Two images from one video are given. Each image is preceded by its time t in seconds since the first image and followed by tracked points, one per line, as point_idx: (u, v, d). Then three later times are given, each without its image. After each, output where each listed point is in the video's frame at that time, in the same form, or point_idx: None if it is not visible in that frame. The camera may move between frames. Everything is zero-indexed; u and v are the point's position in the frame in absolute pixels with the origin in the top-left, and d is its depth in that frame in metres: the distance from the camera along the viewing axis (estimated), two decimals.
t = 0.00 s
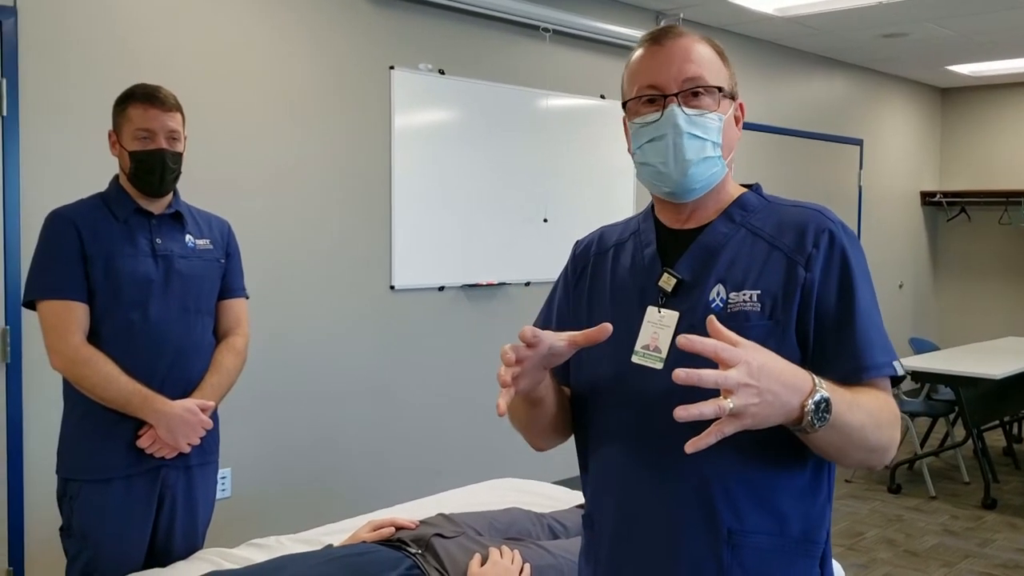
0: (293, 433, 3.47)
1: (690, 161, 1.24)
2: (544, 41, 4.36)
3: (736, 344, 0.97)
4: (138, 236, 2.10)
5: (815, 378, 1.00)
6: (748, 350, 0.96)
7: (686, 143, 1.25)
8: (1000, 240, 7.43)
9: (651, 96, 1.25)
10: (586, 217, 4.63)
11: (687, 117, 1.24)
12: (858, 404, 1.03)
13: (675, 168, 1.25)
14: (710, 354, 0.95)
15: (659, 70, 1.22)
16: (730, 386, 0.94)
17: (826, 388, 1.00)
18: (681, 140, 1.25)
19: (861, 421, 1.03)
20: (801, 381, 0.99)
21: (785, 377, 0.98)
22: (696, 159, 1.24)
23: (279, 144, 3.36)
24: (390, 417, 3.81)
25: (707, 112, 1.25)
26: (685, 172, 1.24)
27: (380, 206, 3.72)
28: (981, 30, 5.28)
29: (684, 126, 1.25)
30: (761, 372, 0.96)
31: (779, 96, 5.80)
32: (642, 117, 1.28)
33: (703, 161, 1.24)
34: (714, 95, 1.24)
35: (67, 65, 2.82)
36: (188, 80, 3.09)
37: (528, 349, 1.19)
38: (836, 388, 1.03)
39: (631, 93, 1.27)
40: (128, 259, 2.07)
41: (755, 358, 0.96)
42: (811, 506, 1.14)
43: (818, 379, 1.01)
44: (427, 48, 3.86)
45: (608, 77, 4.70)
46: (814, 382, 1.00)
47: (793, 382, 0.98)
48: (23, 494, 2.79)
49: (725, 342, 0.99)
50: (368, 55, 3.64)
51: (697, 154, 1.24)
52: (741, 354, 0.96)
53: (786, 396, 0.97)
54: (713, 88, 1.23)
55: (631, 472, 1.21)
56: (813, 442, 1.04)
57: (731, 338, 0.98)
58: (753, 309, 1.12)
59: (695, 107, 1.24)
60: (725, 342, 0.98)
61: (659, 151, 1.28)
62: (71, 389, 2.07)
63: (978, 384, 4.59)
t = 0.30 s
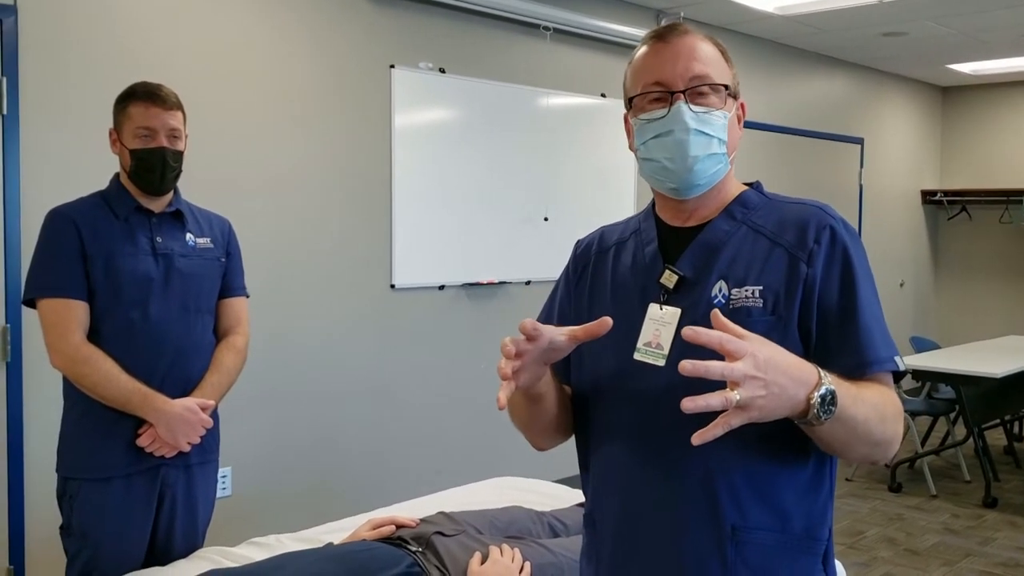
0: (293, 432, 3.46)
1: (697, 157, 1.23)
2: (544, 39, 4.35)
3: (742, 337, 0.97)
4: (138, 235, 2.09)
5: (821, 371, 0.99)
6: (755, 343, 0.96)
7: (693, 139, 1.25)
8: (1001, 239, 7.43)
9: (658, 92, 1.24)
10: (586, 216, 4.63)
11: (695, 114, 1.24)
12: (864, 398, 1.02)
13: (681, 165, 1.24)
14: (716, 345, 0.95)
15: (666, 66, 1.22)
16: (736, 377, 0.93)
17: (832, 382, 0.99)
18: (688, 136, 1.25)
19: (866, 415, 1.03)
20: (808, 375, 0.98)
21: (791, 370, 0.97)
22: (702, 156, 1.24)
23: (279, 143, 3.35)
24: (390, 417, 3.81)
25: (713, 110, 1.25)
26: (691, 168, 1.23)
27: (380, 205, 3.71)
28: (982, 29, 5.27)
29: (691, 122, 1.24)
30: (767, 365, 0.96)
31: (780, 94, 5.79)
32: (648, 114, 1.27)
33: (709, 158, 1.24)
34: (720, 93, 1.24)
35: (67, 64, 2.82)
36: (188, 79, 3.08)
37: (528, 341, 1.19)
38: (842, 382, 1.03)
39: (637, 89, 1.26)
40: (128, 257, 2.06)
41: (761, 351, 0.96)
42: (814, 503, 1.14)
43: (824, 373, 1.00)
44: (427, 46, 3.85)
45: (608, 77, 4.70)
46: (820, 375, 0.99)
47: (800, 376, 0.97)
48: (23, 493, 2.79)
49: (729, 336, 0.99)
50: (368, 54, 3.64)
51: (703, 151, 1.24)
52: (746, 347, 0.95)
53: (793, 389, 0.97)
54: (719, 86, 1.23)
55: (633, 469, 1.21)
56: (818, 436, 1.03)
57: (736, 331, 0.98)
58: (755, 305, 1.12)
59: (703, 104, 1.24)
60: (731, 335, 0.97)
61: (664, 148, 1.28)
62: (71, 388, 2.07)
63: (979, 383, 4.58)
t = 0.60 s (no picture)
0: (293, 431, 3.46)
1: (700, 155, 1.23)
2: (543, 38, 4.35)
3: (737, 341, 0.97)
4: (138, 235, 2.09)
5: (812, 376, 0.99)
6: (749, 346, 0.96)
7: (696, 138, 1.25)
8: (1000, 238, 7.43)
9: (662, 89, 1.24)
10: (586, 215, 4.63)
11: (699, 112, 1.24)
12: (857, 402, 1.02)
13: (683, 163, 1.24)
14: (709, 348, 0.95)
15: (670, 63, 1.22)
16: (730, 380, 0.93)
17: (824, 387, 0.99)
18: (692, 135, 1.25)
19: (861, 418, 1.02)
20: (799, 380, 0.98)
21: (783, 375, 0.97)
22: (705, 154, 1.24)
23: (278, 143, 3.35)
24: (390, 416, 3.81)
25: (717, 109, 1.25)
26: (693, 166, 1.23)
27: (379, 204, 3.71)
28: (982, 28, 5.27)
29: (695, 121, 1.24)
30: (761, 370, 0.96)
31: (779, 94, 5.79)
32: (652, 110, 1.28)
33: (712, 156, 1.24)
34: (725, 92, 1.24)
35: (66, 63, 2.81)
36: (186, 78, 3.08)
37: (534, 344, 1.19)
38: (836, 386, 1.02)
39: (641, 85, 1.26)
40: (127, 257, 2.06)
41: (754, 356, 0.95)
42: (815, 503, 1.14)
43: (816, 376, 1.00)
44: (426, 45, 3.85)
45: (608, 76, 4.70)
46: (811, 381, 0.99)
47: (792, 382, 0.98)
48: (23, 493, 2.79)
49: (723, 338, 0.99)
50: (367, 53, 3.64)
51: (706, 149, 1.24)
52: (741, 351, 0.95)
53: (784, 394, 0.97)
54: (724, 85, 1.23)
55: (634, 470, 1.21)
56: (814, 440, 1.03)
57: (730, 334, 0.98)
58: (757, 306, 1.12)
59: (706, 103, 1.24)
60: (725, 338, 0.97)
61: (668, 145, 1.27)
62: (70, 387, 2.07)
63: (978, 382, 4.59)
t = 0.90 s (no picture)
0: (293, 431, 3.46)
1: (705, 153, 1.23)
2: (543, 38, 4.34)
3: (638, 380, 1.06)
4: (139, 234, 2.09)
5: (718, 405, 1.06)
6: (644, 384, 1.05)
7: (702, 135, 1.24)
8: (1000, 237, 7.42)
9: (669, 86, 1.24)
10: (586, 215, 4.63)
11: (705, 110, 1.24)
12: (782, 422, 1.04)
13: (688, 160, 1.25)
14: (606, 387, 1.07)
15: (678, 60, 1.22)
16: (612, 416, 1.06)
17: (728, 416, 1.05)
18: (698, 132, 1.24)
19: (790, 438, 1.04)
20: (698, 412, 1.05)
21: (681, 408, 1.05)
22: (711, 152, 1.23)
23: (279, 143, 3.35)
24: (390, 416, 3.81)
25: (724, 107, 1.25)
26: (698, 164, 1.23)
27: (380, 204, 3.71)
28: (982, 27, 5.26)
29: (702, 118, 1.24)
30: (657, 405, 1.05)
31: (780, 93, 5.79)
32: (659, 107, 1.27)
33: (717, 155, 1.24)
34: (733, 91, 1.24)
35: (66, 64, 2.81)
36: (186, 78, 3.08)
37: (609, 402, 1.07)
38: (753, 412, 1.05)
39: (649, 81, 1.26)
40: (129, 256, 2.06)
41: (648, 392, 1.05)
42: (817, 504, 1.14)
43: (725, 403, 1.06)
44: (426, 45, 3.84)
45: (608, 75, 4.70)
46: (716, 411, 1.05)
47: (690, 414, 1.05)
48: (23, 493, 2.79)
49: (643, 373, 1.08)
50: (367, 52, 3.63)
51: (712, 147, 1.24)
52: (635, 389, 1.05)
53: (679, 428, 1.05)
54: (732, 84, 1.23)
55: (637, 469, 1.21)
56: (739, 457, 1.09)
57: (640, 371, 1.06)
58: (759, 306, 1.11)
59: (713, 101, 1.24)
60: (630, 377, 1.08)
61: (673, 142, 1.27)
62: (71, 387, 2.07)
63: (978, 381, 4.59)
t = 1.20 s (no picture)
0: (293, 431, 3.46)
1: (707, 153, 1.23)
2: (543, 37, 4.35)
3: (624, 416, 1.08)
4: (140, 234, 2.09)
5: (712, 415, 1.07)
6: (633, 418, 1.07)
7: (703, 135, 1.25)
8: (1000, 236, 7.43)
9: (671, 85, 1.24)
10: (586, 214, 4.64)
11: (707, 109, 1.24)
12: (778, 432, 1.05)
13: (690, 160, 1.25)
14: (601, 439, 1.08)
15: (681, 58, 1.22)
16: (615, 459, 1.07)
17: (722, 427, 1.06)
18: (699, 132, 1.25)
19: (786, 447, 1.04)
20: (690, 424, 1.07)
21: (674, 427, 1.07)
22: (712, 152, 1.24)
23: (278, 142, 3.35)
24: (390, 415, 3.81)
25: (726, 107, 1.25)
26: (699, 164, 1.24)
27: (379, 203, 3.71)
28: (981, 27, 5.27)
29: (704, 117, 1.24)
30: (651, 435, 1.07)
31: (779, 93, 5.79)
32: (661, 106, 1.28)
33: (719, 155, 1.24)
34: (735, 90, 1.24)
35: (66, 63, 2.81)
36: (186, 78, 3.08)
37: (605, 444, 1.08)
38: (746, 426, 1.06)
39: (651, 80, 1.26)
40: (130, 257, 2.06)
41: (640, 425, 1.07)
42: (816, 505, 1.14)
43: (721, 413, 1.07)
44: (426, 44, 3.85)
45: (607, 74, 4.70)
46: (709, 425, 1.06)
47: (683, 429, 1.07)
48: (23, 493, 2.79)
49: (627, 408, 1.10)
50: (367, 52, 3.63)
51: (714, 147, 1.24)
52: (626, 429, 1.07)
53: (677, 448, 1.07)
54: (734, 83, 1.23)
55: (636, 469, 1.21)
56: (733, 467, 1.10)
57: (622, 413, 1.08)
58: (760, 308, 1.11)
59: (715, 100, 1.24)
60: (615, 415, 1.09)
61: (674, 142, 1.28)
62: (71, 386, 2.07)
63: (978, 381, 4.59)
